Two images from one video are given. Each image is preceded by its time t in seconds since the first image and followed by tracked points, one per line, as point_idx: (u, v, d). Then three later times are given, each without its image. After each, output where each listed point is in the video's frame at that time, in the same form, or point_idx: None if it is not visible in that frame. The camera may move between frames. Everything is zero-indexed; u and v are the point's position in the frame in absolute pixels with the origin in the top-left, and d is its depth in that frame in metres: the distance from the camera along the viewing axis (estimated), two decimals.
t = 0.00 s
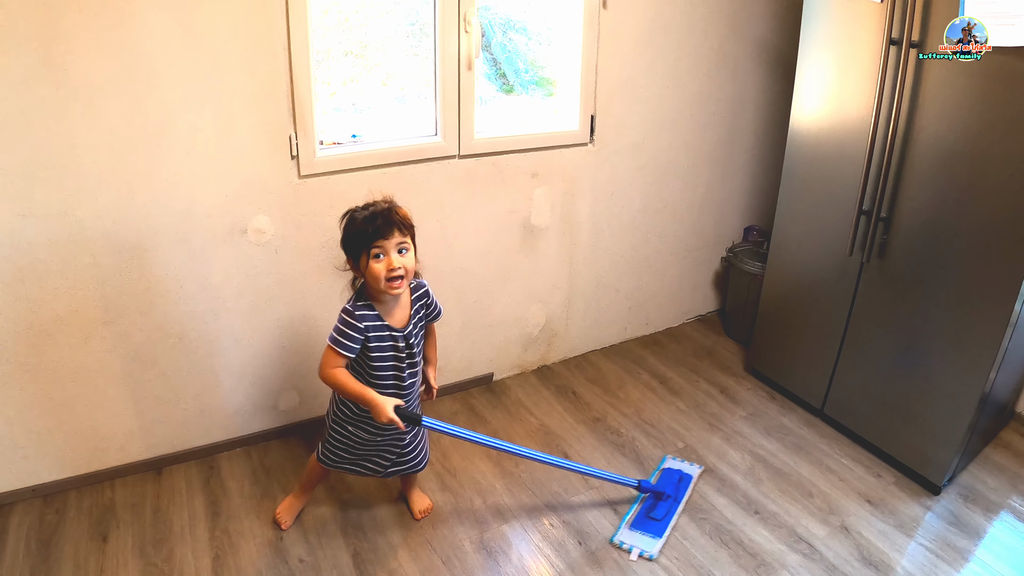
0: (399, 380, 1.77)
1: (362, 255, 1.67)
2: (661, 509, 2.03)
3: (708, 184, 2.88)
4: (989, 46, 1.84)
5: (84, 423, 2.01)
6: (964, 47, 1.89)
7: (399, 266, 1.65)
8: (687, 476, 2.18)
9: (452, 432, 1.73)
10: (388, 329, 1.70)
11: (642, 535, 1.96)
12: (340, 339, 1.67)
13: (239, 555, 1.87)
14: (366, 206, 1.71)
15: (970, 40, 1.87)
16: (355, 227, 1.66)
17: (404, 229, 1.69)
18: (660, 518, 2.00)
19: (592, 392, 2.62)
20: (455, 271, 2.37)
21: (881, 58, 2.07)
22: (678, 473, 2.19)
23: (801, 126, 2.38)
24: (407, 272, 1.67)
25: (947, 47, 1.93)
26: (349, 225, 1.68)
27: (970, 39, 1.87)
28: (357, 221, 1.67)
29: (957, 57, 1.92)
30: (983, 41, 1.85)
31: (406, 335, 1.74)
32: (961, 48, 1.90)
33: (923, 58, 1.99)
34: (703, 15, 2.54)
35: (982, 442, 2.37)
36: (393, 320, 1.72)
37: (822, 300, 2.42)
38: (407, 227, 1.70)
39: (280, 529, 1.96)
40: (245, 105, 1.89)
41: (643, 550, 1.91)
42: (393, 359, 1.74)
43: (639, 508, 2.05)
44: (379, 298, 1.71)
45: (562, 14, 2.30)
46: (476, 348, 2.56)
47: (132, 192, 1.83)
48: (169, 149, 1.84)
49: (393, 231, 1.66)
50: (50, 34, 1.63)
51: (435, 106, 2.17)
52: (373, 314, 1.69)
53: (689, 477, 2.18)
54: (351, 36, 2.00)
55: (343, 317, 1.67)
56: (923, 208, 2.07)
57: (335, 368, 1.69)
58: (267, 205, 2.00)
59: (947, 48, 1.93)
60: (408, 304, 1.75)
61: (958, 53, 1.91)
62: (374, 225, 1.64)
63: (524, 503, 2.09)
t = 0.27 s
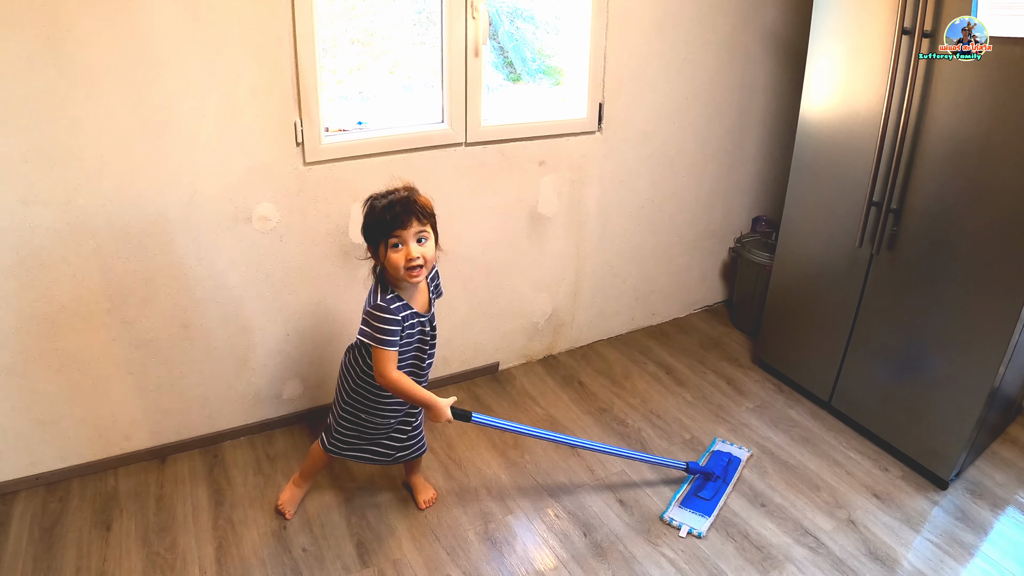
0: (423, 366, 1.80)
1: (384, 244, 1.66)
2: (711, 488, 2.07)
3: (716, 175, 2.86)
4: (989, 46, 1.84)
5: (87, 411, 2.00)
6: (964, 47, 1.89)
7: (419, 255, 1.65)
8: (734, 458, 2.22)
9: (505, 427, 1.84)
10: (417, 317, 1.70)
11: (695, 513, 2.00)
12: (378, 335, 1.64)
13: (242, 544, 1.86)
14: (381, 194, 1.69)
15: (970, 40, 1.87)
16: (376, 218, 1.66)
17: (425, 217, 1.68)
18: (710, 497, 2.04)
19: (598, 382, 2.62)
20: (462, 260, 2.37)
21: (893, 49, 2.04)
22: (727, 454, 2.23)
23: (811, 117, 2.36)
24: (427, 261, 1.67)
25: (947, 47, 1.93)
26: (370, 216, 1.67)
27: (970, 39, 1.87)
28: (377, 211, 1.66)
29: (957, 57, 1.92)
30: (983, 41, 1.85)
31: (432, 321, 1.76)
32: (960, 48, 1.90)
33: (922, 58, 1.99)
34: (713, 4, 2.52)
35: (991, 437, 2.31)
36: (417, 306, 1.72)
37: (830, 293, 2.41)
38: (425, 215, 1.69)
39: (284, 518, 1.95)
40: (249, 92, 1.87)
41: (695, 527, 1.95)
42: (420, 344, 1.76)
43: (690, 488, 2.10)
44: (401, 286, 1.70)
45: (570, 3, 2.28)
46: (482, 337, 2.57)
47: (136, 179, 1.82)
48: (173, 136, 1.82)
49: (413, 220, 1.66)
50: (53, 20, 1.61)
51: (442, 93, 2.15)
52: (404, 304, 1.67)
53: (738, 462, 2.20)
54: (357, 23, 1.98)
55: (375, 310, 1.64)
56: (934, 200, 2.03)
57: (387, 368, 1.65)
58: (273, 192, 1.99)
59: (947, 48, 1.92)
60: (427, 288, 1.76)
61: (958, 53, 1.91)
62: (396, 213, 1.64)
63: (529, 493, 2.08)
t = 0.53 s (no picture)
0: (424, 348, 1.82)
1: (371, 243, 1.62)
2: (712, 480, 2.06)
3: (719, 167, 2.85)
4: (989, 46, 1.83)
5: (88, 404, 1.99)
6: (964, 47, 1.88)
7: (410, 248, 1.62)
8: (735, 449, 2.21)
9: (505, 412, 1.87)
10: (418, 304, 1.69)
11: (696, 505, 1.99)
12: (387, 330, 1.63)
13: (243, 537, 1.85)
14: (361, 188, 1.64)
15: (970, 40, 1.86)
16: (360, 217, 1.61)
17: (407, 206, 1.63)
18: (711, 489, 2.03)
19: (601, 375, 2.62)
20: (464, 252, 2.36)
21: (899, 41, 2.02)
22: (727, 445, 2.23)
23: (815, 109, 2.34)
24: (419, 251, 1.64)
25: (947, 47, 1.92)
26: (352, 214, 1.62)
27: (970, 39, 1.86)
28: (358, 209, 1.61)
29: (957, 57, 1.91)
30: (983, 41, 1.84)
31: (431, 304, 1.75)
32: (960, 48, 1.89)
33: (922, 57, 1.98)
34: None
35: (995, 431, 2.30)
36: (417, 292, 1.71)
37: (834, 286, 2.39)
38: (406, 202, 1.64)
39: (285, 510, 1.94)
40: (250, 82, 1.85)
41: (697, 520, 1.94)
42: (422, 330, 1.76)
43: (691, 480, 2.09)
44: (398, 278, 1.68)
45: None
46: (485, 330, 2.56)
47: (136, 171, 1.81)
48: (174, 127, 1.81)
49: (395, 213, 1.61)
50: (52, 10, 1.60)
51: (444, 85, 2.13)
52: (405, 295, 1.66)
53: (742, 454, 2.19)
54: (359, 15, 1.97)
55: (379, 309, 1.62)
56: (940, 192, 2.01)
57: (408, 355, 1.66)
58: (274, 183, 1.97)
59: (947, 48, 1.92)
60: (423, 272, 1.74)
61: (958, 53, 1.90)
62: (379, 209, 1.59)
63: (531, 486, 2.07)
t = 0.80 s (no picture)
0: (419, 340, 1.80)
1: (344, 254, 1.60)
2: (712, 475, 2.05)
3: (720, 160, 2.83)
4: (989, 46, 1.82)
5: (87, 401, 1.99)
6: (964, 47, 1.87)
7: (381, 248, 1.58)
8: (736, 443, 2.20)
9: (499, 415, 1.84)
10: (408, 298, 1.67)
11: (697, 501, 1.98)
12: (381, 330, 1.61)
13: (242, 534, 1.85)
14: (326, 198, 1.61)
15: (970, 40, 1.85)
16: (326, 231, 1.58)
17: (365, 207, 1.59)
18: (711, 484, 2.02)
19: (601, 368, 2.61)
20: (464, 245, 2.35)
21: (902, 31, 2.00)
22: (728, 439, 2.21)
23: (817, 101, 2.33)
24: (392, 247, 1.60)
25: (947, 47, 1.91)
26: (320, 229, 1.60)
27: (970, 39, 1.85)
28: (324, 223, 1.58)
29: (957, 57, 1.90)
30: (983, 41, 1.83)
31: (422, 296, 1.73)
32: (960, 48, 1.88)
33: (922, 58, 1.96)
34: None
35: (998, 425, 2.28)
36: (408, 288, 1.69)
37: (836, 280, 2.38)
38: (369, 202, 1.60)
39: (284, 507, 1.94)
40: (247, 75, 1.83)
41: (698, 516, 1.93)
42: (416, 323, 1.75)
43: (691, 475, 2.07)
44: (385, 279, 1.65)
45: None
46: (485, 324, 2.55)
47: (133, 166, 1.79)
48: (171, 122, 1.79)
49: (356, 218, 1.57)
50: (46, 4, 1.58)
51: (442, 78, 2.12)
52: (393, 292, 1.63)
53: (742, 450, 2.17)
54: (359, 8, 1.95)
55: (368, 312, 1.60)
56: (943, 184, 1.99)
57: (408, 351, 1.64)
58: (271, 177, 1.96)
59: (947, 48, 1.90)
60: (410, 266, 1.70)
61: (958, 53, 1.89)
62: (340, 218, 1.56)
63: (531, 481, 2.06)
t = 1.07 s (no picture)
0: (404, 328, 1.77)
1: (314, 236, 1.60)
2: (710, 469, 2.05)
3: (718, 151, 2.82)
4: (989, 46, 1.81)
5: (82, 398, 1.98)
6: (964, 47, 1.85)
7: (351, 233, 1.58)
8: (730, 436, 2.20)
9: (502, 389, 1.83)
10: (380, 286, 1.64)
11: (695, 495, 1.98)
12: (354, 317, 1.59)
13: (238, 530, 1.84)
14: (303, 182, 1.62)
15: (970, 40, 1.84)
16: (298, 212, 1.59)
17: (339, 190, 1.59)
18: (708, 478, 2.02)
19: (598, 361, 2.60)
20: (459, 239, 2.34)
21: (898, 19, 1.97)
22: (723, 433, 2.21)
23: (814, 92, 2.31)
24: (362, 234, 1.59)
25: (947, 47, 1.89)
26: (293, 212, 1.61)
27: (970, 39, 1.84)
28: (298, 205, 1.59)
29: (957, 57, 1.88)
30: (983, 41, 1.81)
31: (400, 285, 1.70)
32: (960, 48, 1.86)
33: (922, 58, 1.95)
34: None
35: (998, 417, 2.27)
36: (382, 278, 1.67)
37: (835, 271, 2.36)
38: (342, 186, 1.60)
39: (280, 503, 1.93)
40: (239, 70, 1.82)
41: (696, 509, 1.92)
42: (391, 314, 1.72)
43: (688, 469, 2.07)
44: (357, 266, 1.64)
45: None
46: (481, 317, 2.54)
47: (124, 162, 1.78)
48: (161, 118, 1.78)
49: (328, 201, 1.57)
50: None
51: (436, 71, 2.10)
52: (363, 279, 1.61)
53: (738, 442, 2.17)
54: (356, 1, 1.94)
55: (338, 297, 1.58)
56: (941, 175, 1.98)
57: (387, 334, 1.62)
58: (264, 172, 1.95)
59: (946, 48, 1.89)
60: (386, 257, 1.69)
61: (958, 53, 1.87)
62: (311, 200, 1.57)
63: (528, 475, 2.05)
